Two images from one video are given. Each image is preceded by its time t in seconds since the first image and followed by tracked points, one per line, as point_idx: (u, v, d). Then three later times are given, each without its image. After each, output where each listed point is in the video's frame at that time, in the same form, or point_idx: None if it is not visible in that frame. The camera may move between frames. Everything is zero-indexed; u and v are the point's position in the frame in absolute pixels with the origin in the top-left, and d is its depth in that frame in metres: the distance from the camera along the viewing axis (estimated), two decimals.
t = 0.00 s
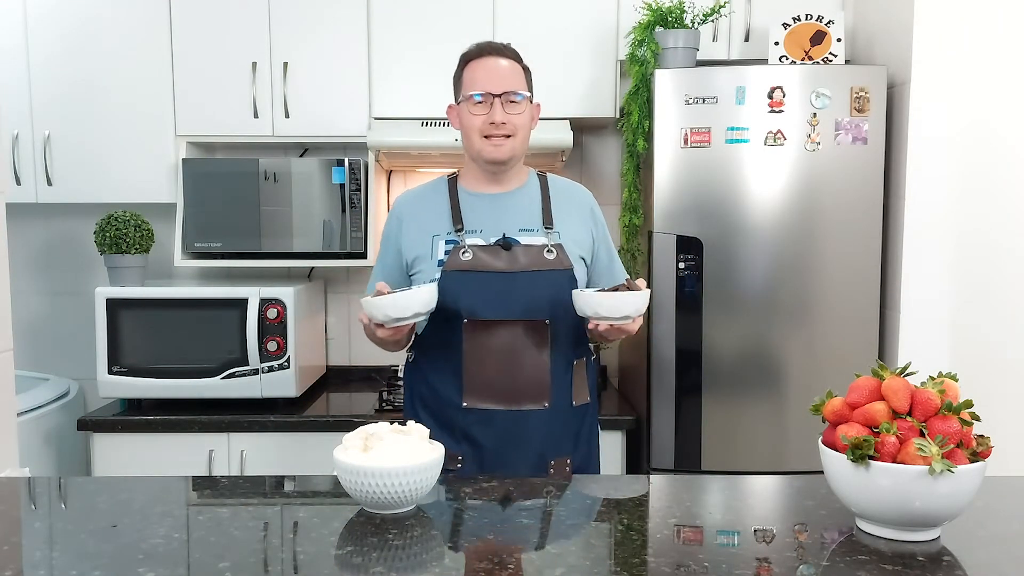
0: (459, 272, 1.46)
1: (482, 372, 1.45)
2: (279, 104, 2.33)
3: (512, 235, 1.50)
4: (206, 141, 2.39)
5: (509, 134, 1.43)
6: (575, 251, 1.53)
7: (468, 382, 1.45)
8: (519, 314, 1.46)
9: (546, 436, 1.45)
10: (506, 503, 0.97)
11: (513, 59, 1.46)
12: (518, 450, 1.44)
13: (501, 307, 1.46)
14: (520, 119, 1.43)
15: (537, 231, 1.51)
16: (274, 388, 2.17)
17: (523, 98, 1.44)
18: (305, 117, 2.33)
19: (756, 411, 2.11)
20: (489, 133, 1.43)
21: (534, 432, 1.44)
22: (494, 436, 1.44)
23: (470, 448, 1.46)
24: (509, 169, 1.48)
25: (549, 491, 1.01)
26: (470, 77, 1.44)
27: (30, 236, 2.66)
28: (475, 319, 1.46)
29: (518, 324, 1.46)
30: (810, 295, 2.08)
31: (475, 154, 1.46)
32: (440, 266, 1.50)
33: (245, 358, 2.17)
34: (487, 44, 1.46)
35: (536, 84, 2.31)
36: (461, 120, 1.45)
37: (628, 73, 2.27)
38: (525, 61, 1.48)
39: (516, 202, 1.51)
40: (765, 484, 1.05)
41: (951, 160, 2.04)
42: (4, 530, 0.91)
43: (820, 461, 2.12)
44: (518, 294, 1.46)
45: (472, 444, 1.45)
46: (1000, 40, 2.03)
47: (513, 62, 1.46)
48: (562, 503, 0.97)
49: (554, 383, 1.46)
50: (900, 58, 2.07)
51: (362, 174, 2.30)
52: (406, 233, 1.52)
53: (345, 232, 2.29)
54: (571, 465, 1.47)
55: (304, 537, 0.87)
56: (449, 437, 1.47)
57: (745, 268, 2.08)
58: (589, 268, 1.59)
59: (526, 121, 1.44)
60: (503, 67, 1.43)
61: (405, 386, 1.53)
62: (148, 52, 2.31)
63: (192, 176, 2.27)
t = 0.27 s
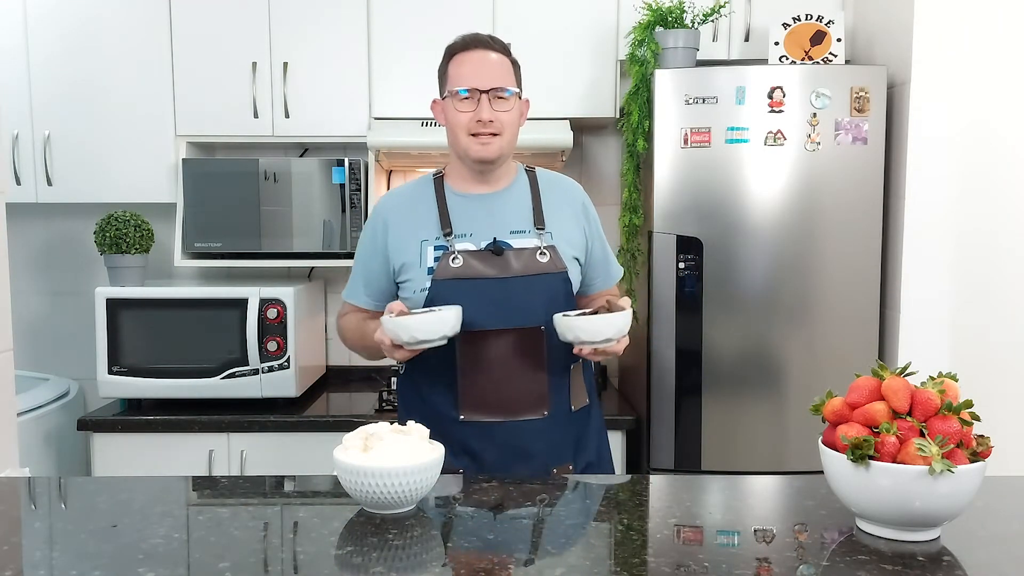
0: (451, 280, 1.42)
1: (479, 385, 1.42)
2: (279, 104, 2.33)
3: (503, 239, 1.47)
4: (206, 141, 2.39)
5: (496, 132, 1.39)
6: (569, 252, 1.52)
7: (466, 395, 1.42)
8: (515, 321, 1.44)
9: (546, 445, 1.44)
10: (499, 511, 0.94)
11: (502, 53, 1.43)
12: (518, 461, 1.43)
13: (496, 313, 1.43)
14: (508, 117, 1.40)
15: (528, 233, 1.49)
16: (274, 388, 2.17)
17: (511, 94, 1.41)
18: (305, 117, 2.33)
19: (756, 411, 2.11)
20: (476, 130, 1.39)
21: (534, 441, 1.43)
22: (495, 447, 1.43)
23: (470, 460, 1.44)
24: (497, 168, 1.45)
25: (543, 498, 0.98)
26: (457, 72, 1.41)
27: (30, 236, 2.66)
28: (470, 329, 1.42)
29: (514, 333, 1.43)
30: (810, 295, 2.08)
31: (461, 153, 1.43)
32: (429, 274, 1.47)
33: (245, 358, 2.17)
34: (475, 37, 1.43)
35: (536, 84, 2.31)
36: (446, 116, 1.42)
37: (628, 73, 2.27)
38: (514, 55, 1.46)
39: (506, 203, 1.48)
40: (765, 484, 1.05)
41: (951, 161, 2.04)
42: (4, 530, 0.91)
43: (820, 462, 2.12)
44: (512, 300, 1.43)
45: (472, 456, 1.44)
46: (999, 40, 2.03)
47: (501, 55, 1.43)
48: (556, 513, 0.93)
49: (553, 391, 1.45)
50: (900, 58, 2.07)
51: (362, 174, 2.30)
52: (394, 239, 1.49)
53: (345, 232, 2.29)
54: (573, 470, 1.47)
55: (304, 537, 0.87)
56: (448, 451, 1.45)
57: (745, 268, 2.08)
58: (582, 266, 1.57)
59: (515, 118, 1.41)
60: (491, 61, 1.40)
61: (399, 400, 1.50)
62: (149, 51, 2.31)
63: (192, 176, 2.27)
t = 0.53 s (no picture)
0: (454, 279, 1.43)
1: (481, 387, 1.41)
2: (279, 104, 2.33)
3: (508, 237, 1.47)
4: (206, 141, 2.39)
5: (499, 128, 1.39)
6: (575, 251, 1.51)
7: (467, 397, 1.42)
8: (518, 321, 1.44)
9: (550, 448, 1.44)
10: (503, 520, 0.91)
11: (504, 48, 1.42)
12: (522, 464, 1.43)
13: (500, 313, 1.44)
14: (511, 113, 1.39)
15: (534, 232, 1.49)
16: (274, 388, 2.17)
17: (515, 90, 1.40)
18: (305, 117, 2.33)
19: (756, 411, 2.11)
20: (478, 127, 1.39)
21: (536, 443, 1.43)
22: (496, 449, 1.43)
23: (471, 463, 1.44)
24: (499, 165, 1.45)
25: (548, 507, 0.96)
26: (460, 67, 1.40)
27: (30, 236, 2.66)
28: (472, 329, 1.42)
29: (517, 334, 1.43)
30: (809, 295, 2.08)
31: (464, 150, 1.42)
32: (432, 272, 1.47)
33: (245, 358, 2.17)
34: (477, 32, 1.42)
35: (536, 84, 2.31)
36: (448, 112, 1.41)
37: (628, 73, 2.27)
38: (518, 50, 1.45)
39: (511, 201, 1.48)
40: (765, 484, 1.05)
41: (951, 161, 2.04)
42: (3, 530, 0.91)
43: (820, 461, 2.12)
44: (516, 300, 1.44)
45: (472, 458, 1.44)
46: (999, 41, 2.03)
47: (505, 50, 1.42)
48: (561, 523, 0.91)
49: (556, 394, 1.45)
50: (900, 58, 2.07)
51: (362, 174, 2.30)
52: (397, 236, 1.49)
53: (345, 232, 2.29)
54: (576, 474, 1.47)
55: (304, 537, 0.87)
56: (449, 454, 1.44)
57: (745, 269, 2.08)
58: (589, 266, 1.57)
59: (517, 115, 1.40)
60: (495, 57, 1.39)
61: (400, 402, 1.49)
62: (148, 52, 2.31)
63: (192, 176, 2.27)
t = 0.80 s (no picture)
0: (464, 278, 1.43)
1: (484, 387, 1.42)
2: (279, 104, 2.33)
3: (520, 240, 1.46)
4: (206, 141, 2.39)
5: (512, 134, 1.38)
6: (588, 256, 1.50)
7: (470, 396, 1.43)
8: (527, 325, 1.43)
9: (551, 454, 1.43)
10: (515, 520, 0.91)
11: (517, 52, 1.42)
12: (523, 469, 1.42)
13: (510, 316, 1.43)
14: (524, 118, 1.38)
15: (547, 236, 1.48)
16: (274, 388, 2.17)
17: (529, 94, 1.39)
18: (305, 117, 2.33)
19: (757, 411, 2.11)
20: (492, 132, 1.38)
21: (537, 448, 1.43)
22: (497, 451, 1.43)
23: (471, 464, 1.44)
24: (515, 171, 1.44)
25: (561, 506, 0.96)
26: (473, 72, 1.40)
27: (30, 236, 2.66)
28: (479, 328, 1.43)
29: (524, 335, 1.43)
30: (809, 296, 2.08)
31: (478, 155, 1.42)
32: (443, 273, 1.47)
33: (245, 358, 2.17)
34: (490, 37, 1.42)
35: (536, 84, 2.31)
36: (463, 117, 1.41)
37: (628, 73, 2.27)
38: (531, 54, 1.45)
39: (524, 205, 1.47)
40: (765, 484, 1.05)
41: (951, 161, 2.04)
42: (3, 530, 0.91)
43: (820, 461, 2.12)
44: (526, 303, 1.44)
45: (472, 460, 1.43)
46: (999, 40, 2.03)
47: (518, 55, 1.42)
48: (573, 522, 0.91)
49: (560, 400, 1.44)
50: (900, 58, 2.07)
51: (362, 174, 2.30)
52: (409, 238, 1.49)
53: (345, 232, 2.29)
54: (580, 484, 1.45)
55: (304, 537, 0.87)
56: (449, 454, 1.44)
57: (745, 268, 2.08)
58: (605, 271, 1.56)
59: (531, 120, 1.40)
60: (509, 61, 1.39)
61: (403, 401, 1.50)
62: (148, 51, 2.31)
63: (192, 176, 2.27)
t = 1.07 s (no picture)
0: (468, 273, 1.43)
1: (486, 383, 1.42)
2: (279, 104, 2.33)
3: (525, 235, 1.46)
4: (206, 141, 2.39)
5: (521, 132, 1.39)
6: (592, 253, 1.49)
7: (472, 392, 1.42)
8: (531, 321, 1.44)
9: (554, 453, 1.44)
10: (519, 524, 0.90)
11: (528, 49, 1.42)
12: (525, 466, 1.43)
13: (513, 312, 1.44)
14: (534, 116, 1.39)
15: (551, 232, 1.48)
16: (274, 388, 2.17)
17: (539, 92, 1.40)
18: (305, 117, 2.33)
19: (757, 411, 2.11)
20: (501, 130, 1.39)
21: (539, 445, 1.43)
22: (498, 448, 1.43)
23: (471, 460, 1.43)
24: (522, 168, 1.44)
25: (564, 510, 0.95)
26: (483, 70, 1.40)
27: (31, 236, 2.66)
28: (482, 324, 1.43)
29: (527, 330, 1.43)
30: (809, 296, 2.08)
31: (486, 152, 1.42)
32: (447, 266, 1.47)
33: (245, 358, 2.17)
34: (501, 34, 1.42)
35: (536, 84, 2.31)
36: (472, 115, 1.41)
37: (628, 73, 2.27)
38: (541, 51, 1.44)
39: (529, 201, 1.47)
40: (765, 484, 1.05)
41: (951, 161, 2.04)
42: (3, 530, 0.91)
43: (820, 461, 2.12)
44: (529, 299, 1.44)
45: (473, 456, 1.43)
46: (999, 41, 2.03)
47: (530, 53, 1.42)
48: (576, 524, 0.91)
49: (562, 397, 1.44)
50: (900, 58, 2.07)
51: (362, 174, 2.30)
52: (413, 231, 1.49)
53: (345, 232, 2.29)
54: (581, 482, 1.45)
55: (304, 537, 0.87)
56: (450, 451, 1.44)
57: (746, 268, 2.08)
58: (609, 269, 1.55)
59: (540, 117, 1.40)
60: (519, 59, 1.39)
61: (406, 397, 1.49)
62: (148, 52, 2.31)
63: (192, 177, 2.27)
